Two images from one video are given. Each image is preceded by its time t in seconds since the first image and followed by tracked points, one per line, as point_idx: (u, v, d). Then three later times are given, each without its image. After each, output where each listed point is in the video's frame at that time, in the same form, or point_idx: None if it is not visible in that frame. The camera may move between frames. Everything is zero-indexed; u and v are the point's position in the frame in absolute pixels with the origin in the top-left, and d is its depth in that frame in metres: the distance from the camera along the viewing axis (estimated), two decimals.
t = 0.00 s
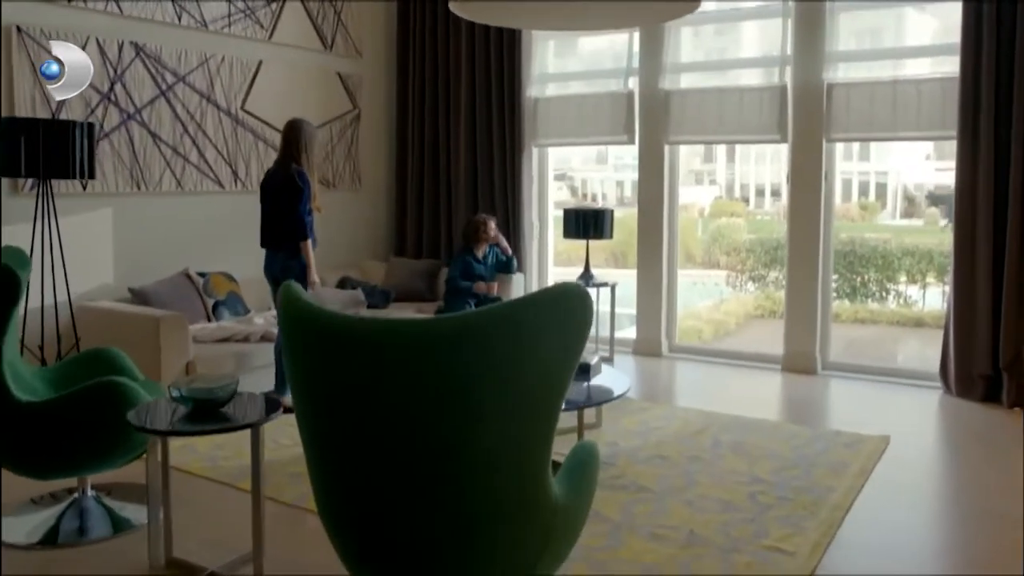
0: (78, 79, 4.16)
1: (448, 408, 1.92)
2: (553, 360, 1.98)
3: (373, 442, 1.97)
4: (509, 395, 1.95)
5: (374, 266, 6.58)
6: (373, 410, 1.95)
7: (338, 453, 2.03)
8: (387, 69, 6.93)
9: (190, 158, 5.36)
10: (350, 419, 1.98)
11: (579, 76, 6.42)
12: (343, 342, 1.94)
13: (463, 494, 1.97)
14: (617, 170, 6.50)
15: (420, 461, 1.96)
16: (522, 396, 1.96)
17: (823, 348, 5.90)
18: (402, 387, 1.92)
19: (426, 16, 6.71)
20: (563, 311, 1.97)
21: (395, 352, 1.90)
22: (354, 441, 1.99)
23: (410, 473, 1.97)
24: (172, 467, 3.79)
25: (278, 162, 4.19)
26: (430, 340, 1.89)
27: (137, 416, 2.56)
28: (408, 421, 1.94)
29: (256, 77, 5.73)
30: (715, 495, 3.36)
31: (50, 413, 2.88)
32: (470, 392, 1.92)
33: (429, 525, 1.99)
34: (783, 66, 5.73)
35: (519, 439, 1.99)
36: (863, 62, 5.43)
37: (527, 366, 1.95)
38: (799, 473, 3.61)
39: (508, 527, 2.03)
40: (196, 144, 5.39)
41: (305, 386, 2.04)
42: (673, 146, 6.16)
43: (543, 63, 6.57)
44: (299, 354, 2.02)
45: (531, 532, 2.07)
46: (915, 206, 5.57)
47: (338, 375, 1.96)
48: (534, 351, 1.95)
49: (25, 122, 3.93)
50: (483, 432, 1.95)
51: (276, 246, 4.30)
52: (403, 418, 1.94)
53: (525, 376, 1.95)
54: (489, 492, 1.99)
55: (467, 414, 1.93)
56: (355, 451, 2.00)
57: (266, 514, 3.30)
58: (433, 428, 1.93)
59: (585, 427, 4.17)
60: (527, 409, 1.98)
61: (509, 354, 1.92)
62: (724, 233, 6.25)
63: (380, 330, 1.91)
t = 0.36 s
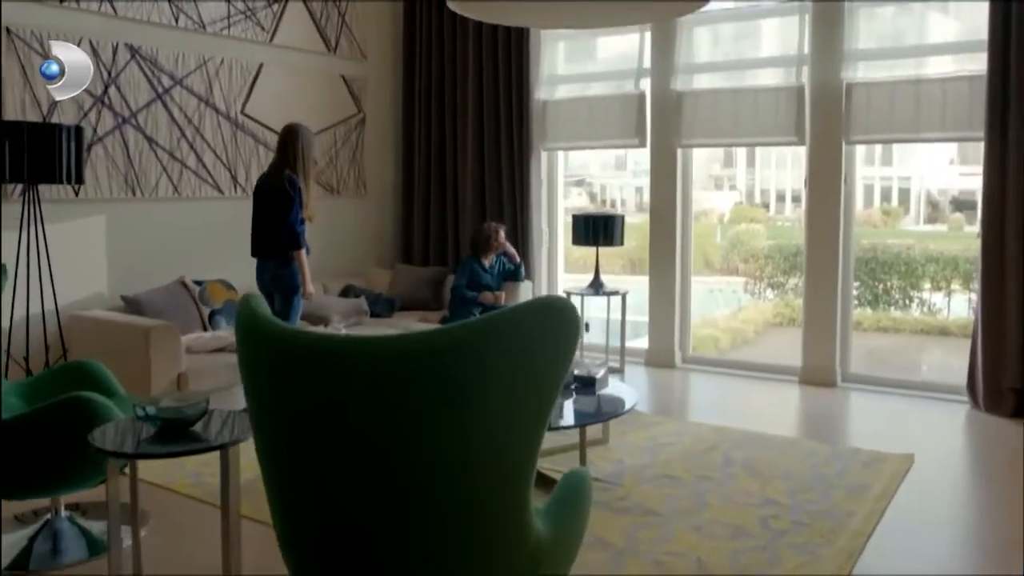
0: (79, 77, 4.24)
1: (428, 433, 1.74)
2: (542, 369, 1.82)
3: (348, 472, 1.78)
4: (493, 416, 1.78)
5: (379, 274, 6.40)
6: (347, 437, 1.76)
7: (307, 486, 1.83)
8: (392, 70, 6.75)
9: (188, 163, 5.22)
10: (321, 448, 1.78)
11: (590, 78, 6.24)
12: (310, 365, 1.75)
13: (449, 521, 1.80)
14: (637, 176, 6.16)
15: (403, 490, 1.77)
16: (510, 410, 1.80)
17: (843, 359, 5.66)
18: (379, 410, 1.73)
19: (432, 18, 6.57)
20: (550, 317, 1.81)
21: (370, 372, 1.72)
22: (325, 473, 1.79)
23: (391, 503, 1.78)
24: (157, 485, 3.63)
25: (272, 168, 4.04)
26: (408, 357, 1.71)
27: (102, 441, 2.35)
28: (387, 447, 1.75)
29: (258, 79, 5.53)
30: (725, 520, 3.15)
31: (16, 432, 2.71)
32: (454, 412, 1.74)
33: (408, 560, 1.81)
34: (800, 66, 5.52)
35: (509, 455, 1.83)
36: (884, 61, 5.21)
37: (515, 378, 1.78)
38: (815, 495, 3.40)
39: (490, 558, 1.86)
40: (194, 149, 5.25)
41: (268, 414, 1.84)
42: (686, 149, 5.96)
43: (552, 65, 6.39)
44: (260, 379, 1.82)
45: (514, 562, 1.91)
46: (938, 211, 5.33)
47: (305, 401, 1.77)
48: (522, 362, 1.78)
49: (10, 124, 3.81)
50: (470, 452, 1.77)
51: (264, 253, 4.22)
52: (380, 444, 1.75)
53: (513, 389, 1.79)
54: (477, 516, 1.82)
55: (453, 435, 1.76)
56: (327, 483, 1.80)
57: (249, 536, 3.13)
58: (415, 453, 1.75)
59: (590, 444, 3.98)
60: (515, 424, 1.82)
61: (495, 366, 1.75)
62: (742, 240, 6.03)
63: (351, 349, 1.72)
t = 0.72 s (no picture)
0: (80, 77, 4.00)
1: (407, 456, 1.57)
2: (532, 379, 1.66)
3: (319, 502, 1.60)
4: (479, 438, 1.61)
5: (388, 279, 6.23)
6: (318, 464, 1.58)
7: (273, 521, 1.64)
8: (402, 70, 6.60)
9: (189, 165, 5.10)
10: (287, 476, 1.61)
11: (604, 78, 6.04)
12: (273, 385, 1.57)
13: (433, 552, 1.62)
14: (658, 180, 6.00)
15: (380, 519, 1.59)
16: (497, 426, 1.63)
17: (868, 369, 5.42)
18: (353, 433, 1.56)
19: (443, 16, 6.41)
20: (541, 329, 1.66)
21: (341, 390, 1.55)
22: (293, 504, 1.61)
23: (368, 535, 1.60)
24: (145, 499, 3.48)
25: (267, 168, 3.95)
26: (387, 373, 1.54)
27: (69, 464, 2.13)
28: (362, 473, 1.57)
29: (261, 80, 5.46)
30: (739, 544, 2.94)
31: None
32: (437, 433, 1.57)
33: None
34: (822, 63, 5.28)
35: (497, 475, 1.66)
36: (912, 58, 4.98)
37: (503, 391, 1.62)
38: (838, 519, 3.17)
39: None
40: (196, 150, 5.13)
41: (227, 441, 1.66)
42: (704, 151, 5.75)
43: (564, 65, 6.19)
44: (218, 403, 1.64)
45: None
46: (965, 216, 5.08)
47: (269, 425, 1.59)
48: (510, 372, 1.62)
49: None
50: (455, 474, 1.60)
51: (259, 257, 4.04)
52: (354, 470, 1.58)
53: (501, 402, 1.62)
54: (461, 549, 1.65)
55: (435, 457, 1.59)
56: (295, 516, 1.62)
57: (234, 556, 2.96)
58: (393, 479, 1.58)
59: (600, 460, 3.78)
60: (504, 441, 1.65)
61: (480, 378, 1.59)
62: (764, 245, 5.80)
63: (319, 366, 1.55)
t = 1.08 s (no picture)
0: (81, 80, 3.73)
1: (387, 477, 1.40)
2: (527, 390, 1.54)
3: (288, 542, 1.41)
4: (465, 455, 1.46)
5: (396, 279, 6.05)
6: (285, 494, 1.40)
7: (237, 565, 1.44)
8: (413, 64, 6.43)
9: (190, 160, 4.94)
10: (258, 513, 1.41)
11: (619, 71, 5.81)
12: (243, 411, 1.39)
13: None
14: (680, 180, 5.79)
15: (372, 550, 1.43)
16: (496, 435, 1.50)
17: (894, 376, 5.16)
18: (341, 458, 1.38)
19: (454, 8, 6.23)
20: (531, 340, 1.54)
21: (329, 413, 1.37)
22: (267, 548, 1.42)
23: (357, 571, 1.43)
24: (131, 509, 3.31)
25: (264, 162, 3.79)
26: (369, 385, 1.38)
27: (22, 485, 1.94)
28: (342, 503, 1.40)
29: (265, 73, 5.30)
30: (757, 569, 2.73)
31: None
32: (422, 450, 1.41)
33: None
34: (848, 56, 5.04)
35: (489, 490, 1.52)
36: (944, 50, 4.73)
37: (497, 404, 1.49)
38: (864, 541, 2.95)
39: None
40: (197, 145, 4.97)
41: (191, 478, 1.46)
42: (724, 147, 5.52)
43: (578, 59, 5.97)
44: (178, 435, 1.44)
45: None
46: (993, 217, 4.86)
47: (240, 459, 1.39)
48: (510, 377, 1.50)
49: None
50: (452, 494, 1.46)
51: (256, 255, 3.86)
52: (324, 496, 1.40)
53: (501, 408, 1.49)
54: None
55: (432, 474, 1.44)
56: (266, 559, 1.42)
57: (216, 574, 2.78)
58: (370, 505, 1.41)
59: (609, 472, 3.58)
60: (502, 450, 1.52)
61: (480, 386, 1.46)
62: (787, 245, 5.57)
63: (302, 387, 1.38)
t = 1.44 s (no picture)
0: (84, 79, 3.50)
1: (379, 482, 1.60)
2: (501, 407, 1.75)
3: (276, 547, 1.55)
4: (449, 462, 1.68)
5: (404, 282, 5.87)
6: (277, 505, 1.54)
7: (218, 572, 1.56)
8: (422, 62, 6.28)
9: (190, 160, 4.82)
10: (254, 521, 1.54)
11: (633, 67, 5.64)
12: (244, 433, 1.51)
13: None
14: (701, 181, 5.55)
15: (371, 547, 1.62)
16: (484, 443, 1.74)
17: (920, 384, 4.94)
18: (362, 467, 1.57)
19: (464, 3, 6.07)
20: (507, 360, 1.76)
21: (328, 429, 1.54)
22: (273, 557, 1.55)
23: (353, 569, 1.61)
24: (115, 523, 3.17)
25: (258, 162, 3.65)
26: (367, 405, 1.56)
27: None
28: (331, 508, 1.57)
29: (268, 71, 5.16)
30: None
31: None
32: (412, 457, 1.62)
33: None
34: (872, 50, 4.82)
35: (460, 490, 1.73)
36: (973, 43, 4.50)
37: (480, 416, 1.71)
38: (889, 566, 2.75)
39: None
40: (197, 145, 4.84)
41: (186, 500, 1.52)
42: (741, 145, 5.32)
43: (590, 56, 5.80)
44: (183, 460, 1.51)
45: None
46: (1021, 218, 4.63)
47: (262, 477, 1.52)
48: (504, 392, 1.75)
49: None
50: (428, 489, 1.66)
51: (250, 256, 3.70)
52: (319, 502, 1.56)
53: (492, 420, 1.74)
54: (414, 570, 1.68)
55: (435, 475, 1.67)
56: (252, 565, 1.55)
57: None
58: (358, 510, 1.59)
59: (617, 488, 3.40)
60: (486, 456, 1.76)
61: (471, 397, 1.69)
62: (808, 247, 5.36)
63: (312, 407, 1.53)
